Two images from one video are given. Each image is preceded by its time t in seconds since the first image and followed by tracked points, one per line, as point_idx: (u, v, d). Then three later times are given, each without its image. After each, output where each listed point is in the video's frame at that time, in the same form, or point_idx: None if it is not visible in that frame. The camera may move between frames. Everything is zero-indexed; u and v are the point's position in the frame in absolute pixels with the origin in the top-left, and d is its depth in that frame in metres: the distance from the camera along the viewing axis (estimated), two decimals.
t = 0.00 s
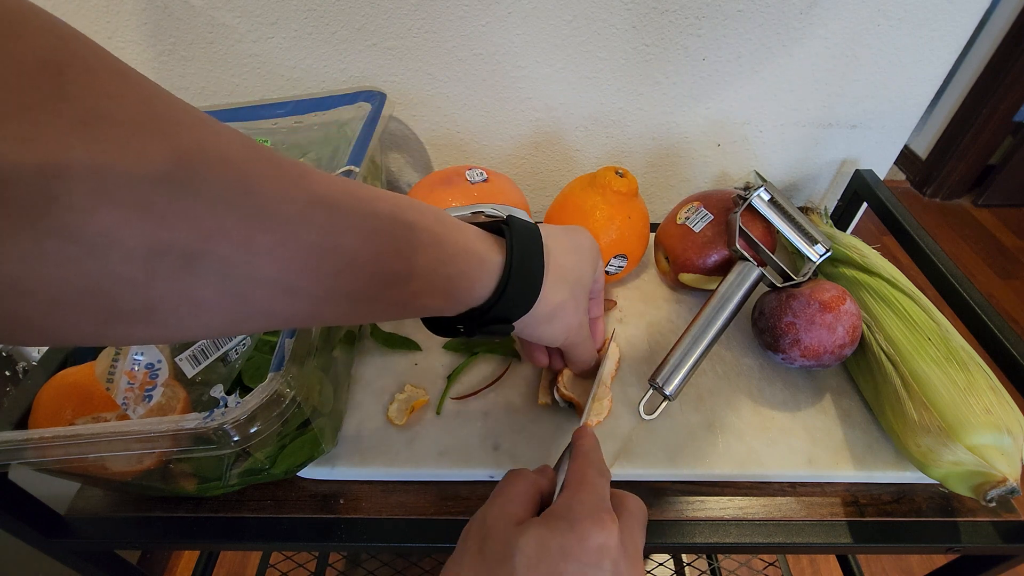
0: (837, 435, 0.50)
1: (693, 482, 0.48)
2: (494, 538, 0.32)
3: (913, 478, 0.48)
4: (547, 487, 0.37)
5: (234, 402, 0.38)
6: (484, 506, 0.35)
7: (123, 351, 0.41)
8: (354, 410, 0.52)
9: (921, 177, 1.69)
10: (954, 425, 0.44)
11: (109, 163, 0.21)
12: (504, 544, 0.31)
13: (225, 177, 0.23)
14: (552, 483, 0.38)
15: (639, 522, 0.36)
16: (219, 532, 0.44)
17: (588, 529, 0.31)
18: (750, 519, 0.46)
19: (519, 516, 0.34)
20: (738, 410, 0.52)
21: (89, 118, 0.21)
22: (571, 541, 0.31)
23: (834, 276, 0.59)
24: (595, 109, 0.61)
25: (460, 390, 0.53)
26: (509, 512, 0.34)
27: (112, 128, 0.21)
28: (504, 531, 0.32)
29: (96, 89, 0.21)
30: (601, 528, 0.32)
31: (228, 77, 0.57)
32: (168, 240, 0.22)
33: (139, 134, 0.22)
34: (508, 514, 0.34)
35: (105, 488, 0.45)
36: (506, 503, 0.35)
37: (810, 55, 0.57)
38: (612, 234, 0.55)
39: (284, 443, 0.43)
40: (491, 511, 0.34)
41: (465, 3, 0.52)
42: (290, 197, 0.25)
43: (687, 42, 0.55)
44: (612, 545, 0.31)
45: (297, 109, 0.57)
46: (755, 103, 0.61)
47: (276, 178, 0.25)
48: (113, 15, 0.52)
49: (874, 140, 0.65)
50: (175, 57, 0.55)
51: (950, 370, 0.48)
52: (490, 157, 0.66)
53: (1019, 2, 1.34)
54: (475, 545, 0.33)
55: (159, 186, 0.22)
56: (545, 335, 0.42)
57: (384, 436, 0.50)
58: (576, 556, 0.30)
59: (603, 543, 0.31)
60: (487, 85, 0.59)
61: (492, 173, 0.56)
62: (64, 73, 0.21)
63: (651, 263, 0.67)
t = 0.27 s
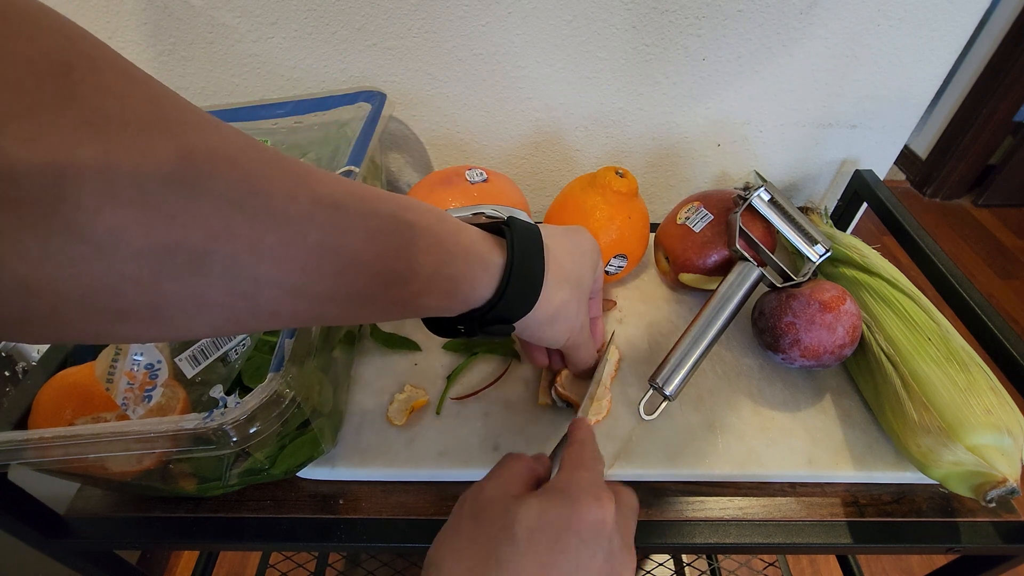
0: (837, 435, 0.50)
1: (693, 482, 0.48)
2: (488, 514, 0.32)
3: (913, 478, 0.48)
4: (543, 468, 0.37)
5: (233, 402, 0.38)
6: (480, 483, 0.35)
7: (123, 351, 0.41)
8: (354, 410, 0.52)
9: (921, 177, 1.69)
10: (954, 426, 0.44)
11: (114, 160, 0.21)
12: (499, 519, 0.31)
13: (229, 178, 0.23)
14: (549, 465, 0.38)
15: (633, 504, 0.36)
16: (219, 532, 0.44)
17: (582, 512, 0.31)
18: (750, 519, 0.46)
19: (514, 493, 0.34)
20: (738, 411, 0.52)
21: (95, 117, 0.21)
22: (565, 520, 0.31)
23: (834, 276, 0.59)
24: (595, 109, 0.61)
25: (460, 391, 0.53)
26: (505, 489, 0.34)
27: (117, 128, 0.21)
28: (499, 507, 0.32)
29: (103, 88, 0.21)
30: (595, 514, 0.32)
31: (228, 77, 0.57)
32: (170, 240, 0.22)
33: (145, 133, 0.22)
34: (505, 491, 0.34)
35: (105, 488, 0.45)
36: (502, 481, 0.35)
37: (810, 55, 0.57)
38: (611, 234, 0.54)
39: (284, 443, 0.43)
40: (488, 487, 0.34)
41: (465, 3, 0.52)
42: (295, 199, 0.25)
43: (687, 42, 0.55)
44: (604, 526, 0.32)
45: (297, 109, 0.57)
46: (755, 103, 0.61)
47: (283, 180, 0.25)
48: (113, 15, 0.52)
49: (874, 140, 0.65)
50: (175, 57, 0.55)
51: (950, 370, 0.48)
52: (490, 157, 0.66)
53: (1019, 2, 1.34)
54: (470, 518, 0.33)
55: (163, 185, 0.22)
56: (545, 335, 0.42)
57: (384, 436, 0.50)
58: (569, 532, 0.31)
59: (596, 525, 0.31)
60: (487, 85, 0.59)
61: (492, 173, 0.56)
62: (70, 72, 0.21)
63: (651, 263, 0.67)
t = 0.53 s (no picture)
0: (837, 435, 0.50)
1: (693, 482, 0.48)
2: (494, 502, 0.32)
3: (913, 479, 0.48)
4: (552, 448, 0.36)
5: (233, 402, 0.38)
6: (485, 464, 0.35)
7: (121, 351, 0.40)
8: (354, 410, 0.52)
9: (921, 177, 1.69)
10: (954, 426, 0.44)
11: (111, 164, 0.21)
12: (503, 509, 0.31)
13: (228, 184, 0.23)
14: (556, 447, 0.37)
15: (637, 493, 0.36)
16: (219, 532, 0.44)
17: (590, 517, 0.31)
18: (750, 520, 0.46)
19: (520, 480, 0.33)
20: (738, 411, 0.52)
21: (93, 118, 0.21)
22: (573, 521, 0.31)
23: (834, 276, 0.59)
24: (595, 109, 0.61)
25: (460, 391, 0.53)
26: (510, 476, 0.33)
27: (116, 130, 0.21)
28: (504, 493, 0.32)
29: (101, 90, 0.21)
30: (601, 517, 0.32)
31: (228, 77, 0.57)
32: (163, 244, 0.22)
33: (143, 137, 0.21)
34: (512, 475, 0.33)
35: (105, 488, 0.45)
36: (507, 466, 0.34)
37: (811, 55, 0.57)
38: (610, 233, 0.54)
39: (284, 443, 0.43)
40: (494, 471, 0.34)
41: (465, 3, 0.52)
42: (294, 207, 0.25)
43: (687, 42, 0.55)
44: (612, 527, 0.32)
45: (297, 109, 0.57)
46: (755, 104, 0.61)
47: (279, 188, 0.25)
48: (113, 14, 0.52)
49: (874, 140, 0.65)
50: (175, 57, 0.55)
51: (950, 371, 0.47)
52: (490, 157, 0.66)
53: (1019, 2, 1.34)
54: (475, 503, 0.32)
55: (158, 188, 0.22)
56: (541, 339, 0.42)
57: (384, 436, 0.50)
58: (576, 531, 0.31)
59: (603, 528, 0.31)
60: (487, 85, 0.59)
61: (492, 173, 0.56)
62: (67, 72, 0.21)
63: (651, 263, 0.67)
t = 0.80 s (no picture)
0: (837, 435, 0.50)
1: (693, 482, 0.48)
2: (488, 553, 0.32)
3: (913, 478, 0.48)
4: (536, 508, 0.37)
5: (234, 402, 0.38)
6: (473, 519, 0.35)
7: (123, 352, 0.41)
8: (354, 409, 0.52)
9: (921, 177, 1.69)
10: (954, 425, 0.44)
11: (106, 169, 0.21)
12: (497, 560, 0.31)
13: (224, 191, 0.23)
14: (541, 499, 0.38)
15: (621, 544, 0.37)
16: (219, 532, 0.44)
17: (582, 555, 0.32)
18: (750, 519, 0.46)
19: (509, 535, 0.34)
20: (738, 410, 0.52)
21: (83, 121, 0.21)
22: (566, 563, 0.31)
23: (834, 276, 0.59)
24: (595, 109, 0.61)
25: (460, 390, 0.53)
26: (499, 531, 0.34)
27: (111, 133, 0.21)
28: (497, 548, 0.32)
29: (94, 94, 0.21)
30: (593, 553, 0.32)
31: (228, 77, 0.57)
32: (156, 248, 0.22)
33: (139, 144, 0.22)
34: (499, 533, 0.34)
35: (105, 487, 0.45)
36: (496, 520, 0.35)
37: (810, 55, 0.57)
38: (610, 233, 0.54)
39: (284, 443, 0.43)
40: (483, 525, 0.34)
41: (465, 3, 0.53)
42: (289, 213, 0.25)
43: (687, 42, 0.55)
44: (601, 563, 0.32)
45: (297, 109, 0.57)
46: (755, 104, 0.61)
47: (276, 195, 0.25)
48: (113, 14, 0.52)
49: (873, 140, 0.65)
50: (176, 57, 0.55)
51: (950, 370, 0.48)
52: (490, 157, 0.66)
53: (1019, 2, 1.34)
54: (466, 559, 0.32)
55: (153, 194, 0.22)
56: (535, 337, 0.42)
57: (384, 436, 0.50)
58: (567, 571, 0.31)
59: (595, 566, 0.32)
60: (487, 85, 0.59)
61: (492, 173, 0.56)
62: (62, 80, 0.21)
63: (651, 263, 0.67)
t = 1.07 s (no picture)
0: (837, 435, 0.50)
1: (693, 482, 0.48)
2: (491, 555, 0.32)
3: (913, 478, 0.48)
4: (538, 508, 0.37)
5: (233, 402, 0.38)
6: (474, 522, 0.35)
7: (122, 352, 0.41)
8: (354, 409, 0.52)
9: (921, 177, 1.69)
10: (954, 425, 0.44)
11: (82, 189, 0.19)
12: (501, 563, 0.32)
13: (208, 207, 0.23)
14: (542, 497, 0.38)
15: (624, 540, 0.37)
16: (219, 532, 0.44)
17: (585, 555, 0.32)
18: (750, 519, 0.46)
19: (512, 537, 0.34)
20: (738, 411, 0.52)
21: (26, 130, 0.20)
22: (569, 562, 0.31)
23: (834, 276, 0.59)
24: (595, 109, 0.61)
25: (460, 391, 0.53)
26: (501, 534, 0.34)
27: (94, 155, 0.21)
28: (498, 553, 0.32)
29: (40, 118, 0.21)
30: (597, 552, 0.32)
31: (228, 77, 0.57)
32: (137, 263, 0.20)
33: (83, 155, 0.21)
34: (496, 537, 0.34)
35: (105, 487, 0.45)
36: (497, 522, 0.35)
37: (810, 55, 0.57)
38: (610, 233, 0.54)
39: (284, 443, 0.43)
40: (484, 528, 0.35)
41: (465, 3, 0.52)
42: (286, 213, 0.24)
43: (687, 42, 0.55)
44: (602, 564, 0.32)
45: (297, 109, 0.57)
46: (755, 104, 0.61)
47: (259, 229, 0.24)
48: (113, 14, 0.52)
49: (873, 140, 0.65)
50: (176, 57, 0.55)
51: (950, 371, 0.47)
52: (490, 157, 0.66)
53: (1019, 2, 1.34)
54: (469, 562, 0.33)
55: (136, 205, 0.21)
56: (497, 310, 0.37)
57: (384, 436, 0.50)
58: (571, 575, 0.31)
59: (598, 565, 0.32)
60: (487, 85, 0.59)
61: (492, 173, 0.56)
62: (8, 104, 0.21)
63: (651, 263, 0.67)
